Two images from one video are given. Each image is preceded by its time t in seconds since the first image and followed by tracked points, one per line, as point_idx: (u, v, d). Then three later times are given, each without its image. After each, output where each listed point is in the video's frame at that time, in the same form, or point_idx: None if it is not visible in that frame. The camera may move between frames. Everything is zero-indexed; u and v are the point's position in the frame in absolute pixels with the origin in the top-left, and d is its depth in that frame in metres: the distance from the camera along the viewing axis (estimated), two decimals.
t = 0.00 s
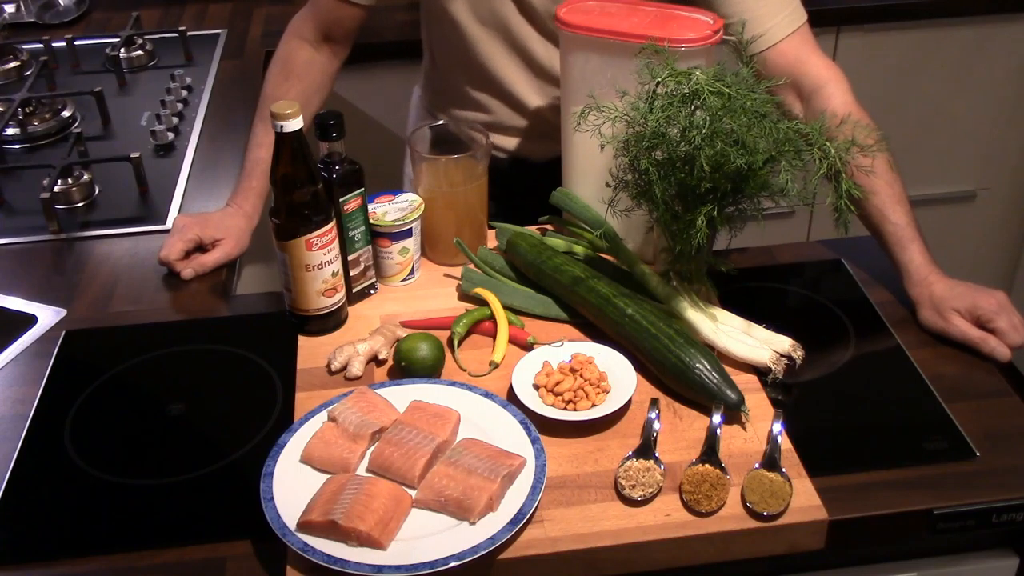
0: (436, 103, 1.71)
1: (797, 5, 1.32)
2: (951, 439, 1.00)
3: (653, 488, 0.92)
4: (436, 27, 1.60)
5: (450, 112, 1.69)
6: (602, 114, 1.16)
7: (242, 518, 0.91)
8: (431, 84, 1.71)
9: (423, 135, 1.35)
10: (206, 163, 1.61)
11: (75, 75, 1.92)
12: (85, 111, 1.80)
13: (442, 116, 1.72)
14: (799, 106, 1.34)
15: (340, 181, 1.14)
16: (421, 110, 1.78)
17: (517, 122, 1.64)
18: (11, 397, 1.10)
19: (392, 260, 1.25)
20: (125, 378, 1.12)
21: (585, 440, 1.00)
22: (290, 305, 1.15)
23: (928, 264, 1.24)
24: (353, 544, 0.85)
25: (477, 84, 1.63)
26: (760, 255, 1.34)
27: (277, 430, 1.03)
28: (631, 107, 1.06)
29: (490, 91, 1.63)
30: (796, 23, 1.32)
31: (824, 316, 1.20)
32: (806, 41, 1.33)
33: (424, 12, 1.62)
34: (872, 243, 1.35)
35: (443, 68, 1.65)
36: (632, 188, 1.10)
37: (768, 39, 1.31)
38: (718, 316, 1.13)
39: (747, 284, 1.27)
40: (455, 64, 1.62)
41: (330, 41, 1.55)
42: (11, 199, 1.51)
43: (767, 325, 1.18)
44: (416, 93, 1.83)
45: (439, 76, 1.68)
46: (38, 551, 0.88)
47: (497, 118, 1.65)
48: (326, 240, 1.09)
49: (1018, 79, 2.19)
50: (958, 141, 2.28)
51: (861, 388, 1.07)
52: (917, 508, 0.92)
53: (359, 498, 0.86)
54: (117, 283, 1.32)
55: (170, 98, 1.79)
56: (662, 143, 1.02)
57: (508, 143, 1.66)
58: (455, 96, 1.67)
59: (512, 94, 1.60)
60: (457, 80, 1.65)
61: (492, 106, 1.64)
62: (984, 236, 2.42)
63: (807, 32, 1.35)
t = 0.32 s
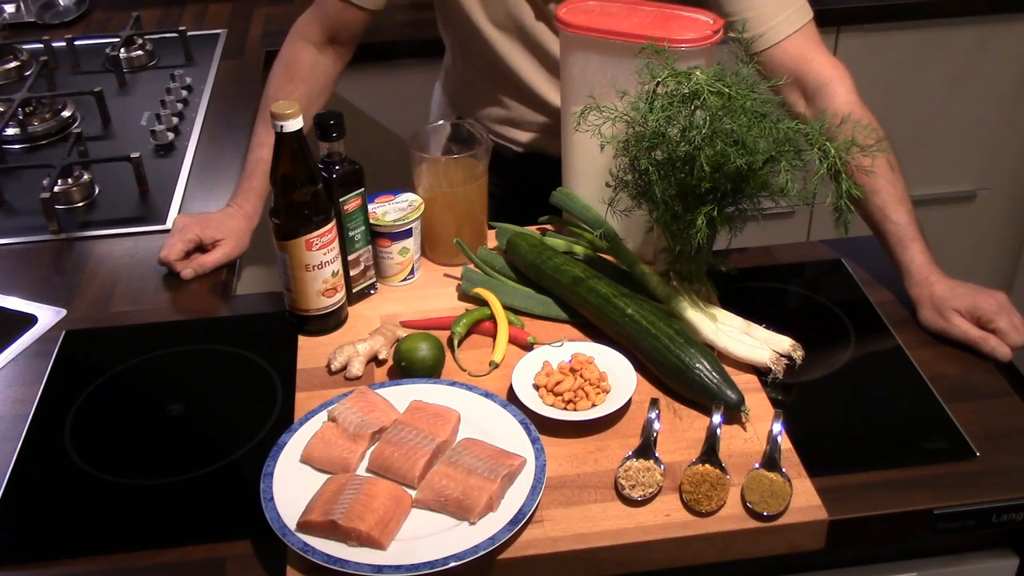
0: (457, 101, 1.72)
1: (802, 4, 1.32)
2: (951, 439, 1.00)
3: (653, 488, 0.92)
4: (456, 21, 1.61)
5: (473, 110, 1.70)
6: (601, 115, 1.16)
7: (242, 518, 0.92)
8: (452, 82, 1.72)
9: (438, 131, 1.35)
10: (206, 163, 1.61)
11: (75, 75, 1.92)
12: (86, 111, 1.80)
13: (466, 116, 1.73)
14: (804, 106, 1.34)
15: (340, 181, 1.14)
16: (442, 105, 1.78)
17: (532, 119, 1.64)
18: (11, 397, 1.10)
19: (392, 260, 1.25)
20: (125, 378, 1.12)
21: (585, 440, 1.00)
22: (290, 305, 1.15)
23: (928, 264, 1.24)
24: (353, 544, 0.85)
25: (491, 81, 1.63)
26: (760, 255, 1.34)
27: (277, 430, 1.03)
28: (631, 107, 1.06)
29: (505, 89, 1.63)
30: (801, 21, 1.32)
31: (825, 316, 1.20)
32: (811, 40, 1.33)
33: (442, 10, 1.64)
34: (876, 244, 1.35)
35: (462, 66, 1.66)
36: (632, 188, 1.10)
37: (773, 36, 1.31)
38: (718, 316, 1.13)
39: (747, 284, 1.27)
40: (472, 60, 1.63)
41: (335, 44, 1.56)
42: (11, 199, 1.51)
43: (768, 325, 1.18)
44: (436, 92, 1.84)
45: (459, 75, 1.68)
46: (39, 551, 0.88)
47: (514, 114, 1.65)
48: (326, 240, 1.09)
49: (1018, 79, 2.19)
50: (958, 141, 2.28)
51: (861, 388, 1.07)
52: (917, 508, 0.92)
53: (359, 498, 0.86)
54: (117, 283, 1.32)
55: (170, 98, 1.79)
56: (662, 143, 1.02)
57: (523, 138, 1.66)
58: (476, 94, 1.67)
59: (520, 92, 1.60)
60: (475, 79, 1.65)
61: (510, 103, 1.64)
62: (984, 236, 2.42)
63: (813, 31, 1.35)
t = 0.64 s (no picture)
0: (445, 107, 1.71)
1: (800, 4, 1.32)
2: (951, 439, 1.00)
3: (653, 488, 0.92)
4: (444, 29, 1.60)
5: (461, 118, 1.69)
6: (602, 114, 1.16)
7: (242, 518, 0.92)
8: (438, 89, 1.71)
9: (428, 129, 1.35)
10: (206, 163, 1.61)
11: (75, 75, 1.92)
12: (86, 111, 1.80)
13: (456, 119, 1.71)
14: (803, 106, 1.34)
15: (340, 181, 1.14)
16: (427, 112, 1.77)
17: (512, 126, 1.64)
18: (11, 397, 1.10)
19: (392, 260, 1.25)
20: (125, 378, 1.12)
21: (585, 440, 1.00)
22: (290, 305, 1.15)
23: (928, 264, 1.25)
24: (353, 544, 0.85)
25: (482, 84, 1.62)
26: (760, 255, 1.34)
27: (277, 430, 1.03)
28: (631, 107, 1.06)
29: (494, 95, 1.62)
30: (800, 22, 1.32)
31: (824, 316, 1.20)
32: (810, 40, 1.33)
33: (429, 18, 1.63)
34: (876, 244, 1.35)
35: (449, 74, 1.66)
36: (632, 188, 1.10)
37: (772, 38, 1.31)
38: (717, 316, 1.13)
39: (746, 284, 1.27)
40: (460, 68, 1.62)
41: (332, 42, 1.55)
42: (10, 199, 1.51)
43: (767, 325, 1.18)
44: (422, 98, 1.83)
45: (444, 82, 1.68)
46: (39, 551, 0.88)
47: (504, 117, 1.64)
48: (326, 240, 1.09)
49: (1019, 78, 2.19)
50: (959, 141, 2.28)
51: (861, 388, 1.07)
52: (917, 508, 0.92)
53: (359, 498, 0.86)
54: (117, 283, 1.32)
55: (170, 98, 1.79)
56: (662, 143, 1.02)
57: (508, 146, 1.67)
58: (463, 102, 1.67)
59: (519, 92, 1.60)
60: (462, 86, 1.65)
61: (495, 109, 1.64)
62: (984, 236, 2.43)
63: (812, 31, 1.35)
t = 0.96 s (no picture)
0: (427, 112, 1.69)
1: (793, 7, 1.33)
2: (951, 439, 1.00)
3: (653, 488, 0.92)
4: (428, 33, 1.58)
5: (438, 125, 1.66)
6: (601, 115, 1.16)
7: (242, 518, 0.92)
8: (420, 94, 1.69)
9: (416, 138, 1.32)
10: (206, 163, 1.61)
11: (75, 75, 1.92)
12: (85, 111, 1.80)
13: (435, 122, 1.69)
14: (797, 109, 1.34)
15: (340, 181, 1.14)
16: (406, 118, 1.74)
17: (505, 135, 1.62)
18: (11, 397, 1.10)
19: (392, 260, 1.25)
20: (125, 378, 1.12)
21: (585, 440, 1.00)
22: (290, 305, 1.15)
23: (927, 265, 1.25)
24: (353, 544, 0.85)
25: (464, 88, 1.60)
26: (760, 255, 1.34)
27: (277, 430, 1.03)
28: (631, 107, 1.06)
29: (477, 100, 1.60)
30: (792, 26, 1.32)
31: (824, 316, 1.20)
32: (803, 42, 1.34)
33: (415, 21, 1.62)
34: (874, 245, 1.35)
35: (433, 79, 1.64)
36: (632, 188, 1.10)
37: (767, 42, 1.31)
38: (718, 316, 1.13)
39: (746, 284, 1.27)
40: (441, 72, 1.60)
41: (331, 42, 1.55)
42: (11, 199, 1.51)
43: (767, 325, 1.18)
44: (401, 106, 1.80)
45: (427, 87, 1.66)
46: (38, 552, 0.88)
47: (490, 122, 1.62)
48: (326, 240, 1.09)
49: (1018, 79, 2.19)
50: (958, 142, 2.28)
51: (861, 388, 1.07)
52: (917, 508, 0.92)
53: (359, 498, 0.86)
54: (117, 283, 1.32)
55: (170, 98, 1.79)
56: (662, 143, 1.02)
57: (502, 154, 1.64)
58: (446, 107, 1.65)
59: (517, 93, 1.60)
60: (444, 90, 1.62)
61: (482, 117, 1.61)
62: (983, 236, 2.43)
63: (804, 35, 1.35)
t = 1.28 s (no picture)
0: (426, 113, 1.68)
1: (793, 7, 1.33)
2: (951, 439, 1.00)
3: (653, 488, 0.92)
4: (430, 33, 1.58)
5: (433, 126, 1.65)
6: (602, 114, 1.16)
7: (241, 518, 0.92)
8: (420, 97, 1.69)
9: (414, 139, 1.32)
10: (206, 163, 1.61)
11: (75, 75, 1.92)
12: (85, 111, 1.80)
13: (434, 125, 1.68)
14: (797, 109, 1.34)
15: (340, 181, 1.14)
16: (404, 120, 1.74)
17: (505, 138, 1.62)
18: (11, 397, 1.10)
19: (392, 260, 1.25)
20: (125, 378, 1.12)
21: (585, 440, 1.00)
22: (290, 305, 1.15)
23: (927, 265, 1.24)
24: (353, 544, 0.85)
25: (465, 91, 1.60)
26: (760, 255, 1.34)
27: (276, 430, 1.03)
28: (631, 107, 1.06)
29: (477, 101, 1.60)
30: (792, 26, 1.32)
31: (824, 316, 1.20)
32: (803, 43, 1.34)
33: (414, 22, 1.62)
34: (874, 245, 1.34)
35: (432, 79, 1.64)
36: (632, 188, 1.10)
37: (767, 41, 1.31)
38: (718, 316, 1.13)
39: (746, 284, 1.27)
40: (442, 73, 1.60)
41: (330, 42, 1.55)
42: (11, 199, 1.51)
43: (767, 325, 1.18)
44: (399, 107, 1.80)
45: (426, 88, 1.66)
46: (39, 551, 0.88)
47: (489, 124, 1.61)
48: (326, 240, 1.09)
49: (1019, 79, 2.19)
50: (958, 141, 2.28)
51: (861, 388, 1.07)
52: (917, 508, 0.92)
53: (359, 498, 0.86)
54: (117, 283, 1.32)
55: (170, 98, 1.79)
56: (662, 143, 1.02)
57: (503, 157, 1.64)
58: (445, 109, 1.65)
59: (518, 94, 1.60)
60: (445, 91, 1.63)
61: (483, 121, 1.61)
62: (984, 236, 2.42)
63: (803, 36, 1.35)
